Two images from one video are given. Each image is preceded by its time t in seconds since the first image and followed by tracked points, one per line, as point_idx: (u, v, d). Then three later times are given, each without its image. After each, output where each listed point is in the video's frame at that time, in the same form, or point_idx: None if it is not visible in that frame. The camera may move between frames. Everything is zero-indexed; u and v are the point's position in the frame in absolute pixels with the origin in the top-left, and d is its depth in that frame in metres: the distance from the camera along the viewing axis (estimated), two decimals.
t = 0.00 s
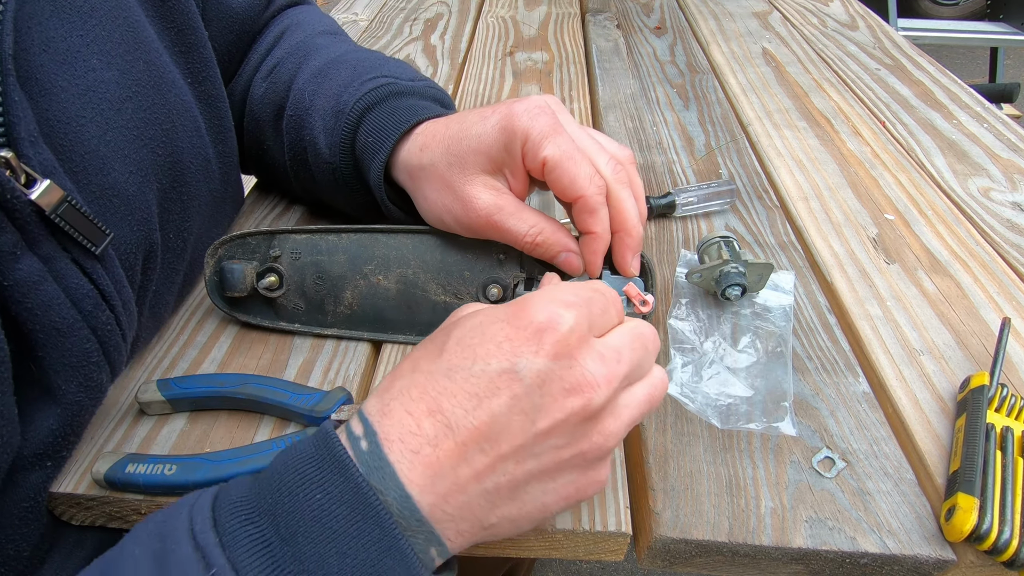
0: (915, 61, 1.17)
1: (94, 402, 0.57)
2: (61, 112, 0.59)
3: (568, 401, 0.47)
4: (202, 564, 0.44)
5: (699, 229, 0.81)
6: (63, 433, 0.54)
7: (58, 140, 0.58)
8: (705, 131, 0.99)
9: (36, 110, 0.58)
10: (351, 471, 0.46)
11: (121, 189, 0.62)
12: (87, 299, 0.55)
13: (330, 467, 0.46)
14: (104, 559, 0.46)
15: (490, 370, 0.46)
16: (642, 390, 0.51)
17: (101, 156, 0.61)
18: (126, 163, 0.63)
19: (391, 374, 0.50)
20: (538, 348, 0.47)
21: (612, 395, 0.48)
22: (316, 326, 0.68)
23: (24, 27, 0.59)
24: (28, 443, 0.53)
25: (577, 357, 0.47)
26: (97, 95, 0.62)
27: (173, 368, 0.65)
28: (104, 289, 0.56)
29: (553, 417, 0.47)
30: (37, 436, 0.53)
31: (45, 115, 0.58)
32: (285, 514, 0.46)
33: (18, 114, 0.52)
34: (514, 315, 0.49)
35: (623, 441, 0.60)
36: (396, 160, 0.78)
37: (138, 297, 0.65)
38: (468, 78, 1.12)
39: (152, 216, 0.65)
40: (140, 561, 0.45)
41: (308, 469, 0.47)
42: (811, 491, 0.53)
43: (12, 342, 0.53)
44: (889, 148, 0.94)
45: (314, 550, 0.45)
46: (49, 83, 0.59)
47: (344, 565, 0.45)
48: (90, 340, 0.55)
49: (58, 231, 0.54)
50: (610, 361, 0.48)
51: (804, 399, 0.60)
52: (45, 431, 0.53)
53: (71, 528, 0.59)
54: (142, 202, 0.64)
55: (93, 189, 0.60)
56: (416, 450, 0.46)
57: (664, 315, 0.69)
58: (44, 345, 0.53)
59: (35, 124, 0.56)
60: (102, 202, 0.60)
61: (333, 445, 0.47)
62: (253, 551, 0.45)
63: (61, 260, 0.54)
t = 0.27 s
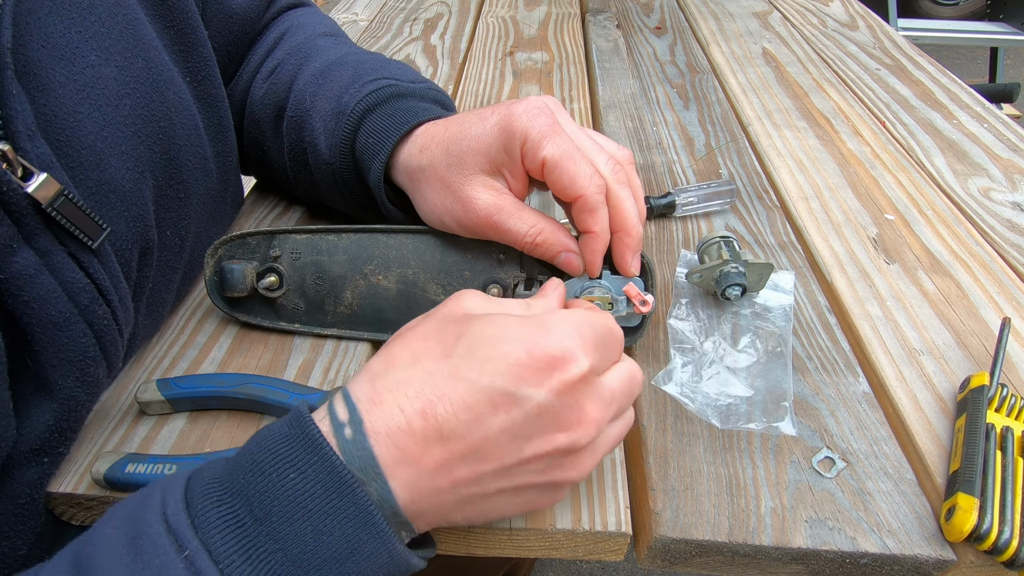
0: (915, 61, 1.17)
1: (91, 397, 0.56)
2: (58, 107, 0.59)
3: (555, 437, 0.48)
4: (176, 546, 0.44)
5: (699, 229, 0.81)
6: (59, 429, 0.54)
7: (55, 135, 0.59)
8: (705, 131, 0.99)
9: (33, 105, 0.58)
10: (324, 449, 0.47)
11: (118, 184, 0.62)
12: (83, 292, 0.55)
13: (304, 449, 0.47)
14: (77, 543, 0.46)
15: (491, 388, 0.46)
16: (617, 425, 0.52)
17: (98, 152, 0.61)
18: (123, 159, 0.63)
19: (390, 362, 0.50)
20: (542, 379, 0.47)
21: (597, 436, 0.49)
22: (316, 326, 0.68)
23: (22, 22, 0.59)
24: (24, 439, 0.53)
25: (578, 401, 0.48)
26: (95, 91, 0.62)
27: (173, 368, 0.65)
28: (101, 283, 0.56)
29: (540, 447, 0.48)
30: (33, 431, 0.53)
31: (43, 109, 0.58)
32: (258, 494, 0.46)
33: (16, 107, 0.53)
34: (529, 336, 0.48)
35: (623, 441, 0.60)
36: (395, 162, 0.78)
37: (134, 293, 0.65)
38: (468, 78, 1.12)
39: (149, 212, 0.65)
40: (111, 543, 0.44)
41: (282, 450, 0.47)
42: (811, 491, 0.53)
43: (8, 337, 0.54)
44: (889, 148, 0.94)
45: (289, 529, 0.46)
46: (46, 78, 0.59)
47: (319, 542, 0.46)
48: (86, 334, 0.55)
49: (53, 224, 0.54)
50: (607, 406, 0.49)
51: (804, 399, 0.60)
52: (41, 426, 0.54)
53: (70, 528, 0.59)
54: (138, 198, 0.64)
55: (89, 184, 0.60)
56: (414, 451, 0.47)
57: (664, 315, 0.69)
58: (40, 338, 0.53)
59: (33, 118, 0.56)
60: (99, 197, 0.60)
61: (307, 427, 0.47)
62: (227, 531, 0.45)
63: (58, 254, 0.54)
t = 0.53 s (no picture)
0: (915, 61, 1.17)
1: (86, 393, 0.56)
2: (51, 103, 0.59)
3: (550, 412, 0.49)
4: (166, 522, 0.45)
5: (699, 229, 0.81)
6: (55, 426, 0.54)
7: (50, 131, 0.58)
8: (705, 131, 0.99)
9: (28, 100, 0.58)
10: (314, 426, 0.47)
11: (112, 181, 0.62)
12: (78, 288, 0.55)
13: (295, 425, 0.47)
14: (65, 528, 0.46)
15: (487, 359, 0.48)
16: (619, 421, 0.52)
17: (93, 148, 0.61)
18: (117, 156, 0.63)
19: (388, 340, 0.52)
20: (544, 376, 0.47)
21: (591, 418, 0.50)
22: (316, 326, 0.68)
23: (17, 18, 0.59)
24: (21, 436, 0.53)
25: (571, 373, 0.50)
26: (90, 87, 0.62)
27: (173, 368, 0.65)
28: (95, 279, 0.56)
29: (536, 423, 0.49)
30: (29, 428, 0.53)
31: (37, 105, 0.58)
32: (249, 471, 0.46)
33: (11, 102, 0.53)
34: (523, 312, 0.51)
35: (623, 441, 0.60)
36: (394, 163, 0.78)
37: (129, 289, 0.65)
38: (468, 78, 1.12)
39: (143, 210, 0.65)
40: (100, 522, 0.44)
41: (273, 428, 0.47)
42: (811, 491, 0.53)
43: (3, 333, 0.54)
44: (889, 148, 0.94)
45: (280, 505, 0.46)
46: (41, 74, 0.59)
47: (311, 519, 0.46)
48: (82, 330, 0.55)
49: (47, 219, 0.54)
50: (601, 386, 0.51)
51: (804, 399, 0.60)
52: (37, 423, 0.53)
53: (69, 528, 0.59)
54: (132, 195, 0.64)
55: (84, 181, 0.60)
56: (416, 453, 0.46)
57: (664, 315, 0.69)
58: (35, 334, 0.53)
59: (28, 113, 0.56)
60: (93, 194, 0.60)
61: (297, 404, 0.48)
62: (217, 508, 0.46)
63: (52, 249, 0.54)
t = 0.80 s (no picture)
0: (915, 61, 1.17)
1: (84, 393, 0.56)
2: (48, 102, 0.59)
3: (546, 373, 0.50)
4: (169, 493, 0.45)
5: (699, 229, 0.81)
6: (54, 426, 0.54)
7: (46, 129, 0.59)
8: (705, 131, 0.99)
9: (25, 99, 0.58)
10: (316, 399, 0.47)
11: (109, 180, 0.62)
12: (75, 287, 0.55)
13: (297, 399, 0.47)
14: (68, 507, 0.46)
15: (480, 320, 0.51)
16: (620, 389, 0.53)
17: (90, 147, 0.61)
18: (115, 154, 0.63)
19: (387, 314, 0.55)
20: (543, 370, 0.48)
21: (587, 370, 0.51)
22: (316, 326, 0.68)
23: (14, 17, 0.59)
24: (19, 436, 0.53)
25: (563, 326, 0.51)
26: (88, 85, 0.62)
27: (173, 368, 0.65)
28: (93, 277, 0.56)
29: (531, 375, 0.50)
30: (28, 427, 0.53)
31: (34, 104, 0.58)
32: (252, 443, 0.47)
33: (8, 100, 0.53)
34: (512, 278, 0.54)
35: (623, 441, 0.60)
36: (394, 164, 0.78)
37: (126, 288, 0.65)
38: (468, 78, 1.12)
39: (141, 208, 0.65)
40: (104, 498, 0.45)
41: (275, 402, 0.47)
42: (811, 491, 0.53)
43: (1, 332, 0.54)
44: (889, 148, 0.94)
45: (283, 476, 0.46)
46: (38, 73, 0.59)
47: (314, 490, 0.46)
48: (79, 328, 0.55)
49: (44, 217, 0.54)
50: (593, 341, 0.52)
51: (804, 400, 0.60)
52: (36, 423, 0.53)
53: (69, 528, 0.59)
54: (130, 194, 0.64)
55: (80, 179, 0.60)
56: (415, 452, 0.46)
57: (664, 315, 0.69)
58: (33, 333, 0.53)
59: (26, 112, 0.57)
60: (90, 192, 0.61)
61: (299, 379, 0.48)
62: (220, 478, 0.45)
63: (49, 247, 0.54)
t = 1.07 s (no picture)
0: (915, 61, 1.17)
1: (82, 392, 0.56)
2: (47, 101, 0.59)
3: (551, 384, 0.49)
4: (174, 515, 0.44)
5: (699, 229, 0.81)
6: (53, 425, 0.54)
7: (45, 128, 0.59)
8: (705, 131, 0.99)
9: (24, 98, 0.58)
10: (324, 419, 0.47)
11: (108, 179, 0.62)
12: (73, 286, 0.55)
13: (304, 419, 0.48)
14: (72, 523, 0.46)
15: (487, 345, 0.49)
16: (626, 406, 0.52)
17: (89, 146, 0.61)
18: (114, 154, 0.63)
19: (389, 334, 0.53)
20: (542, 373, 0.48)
21: (598, 399, 0.50)
22: (316, 326, 0.68)
23: (13, 17, 0.59)
24: (18, 436, 0.53)
25: (575, 355, 0.50)
26: (87, 85, 0.62)
27: (173, 368, 0.65)
28: (91, 276, 0.56)
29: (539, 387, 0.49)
30: (27, 427, 0.54)
31: (33, 103, 0.58)
32: (258, 464, 0.47)
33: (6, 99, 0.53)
34: (521, 298, 0.52)
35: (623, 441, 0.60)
36: (394, 164, 0.78)
37: (125, 288, 0.65)
38: (468, 78, 1.12)
39: (139, 207, 0.65)
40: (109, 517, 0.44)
41: (281, 421, 0.47)
42: (811, 491, 0.53)
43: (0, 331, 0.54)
44: (889, 148, 0.94)
45: (289, 499, 0.46)
46: (37, 72, 0.59)
47: (320, 513, 0.46)
48: (77, 327, 0.55)
49: (42, 216, 0.54)
50: (604, 367, 0.51)
51: (804, 400, 0.60)
52: (34, 422, 0.53)
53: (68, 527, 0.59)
54: (129, 193, 0.64)
55: (79, 178, 0.60)
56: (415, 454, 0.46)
57: (664, 315, 0.69)
58: (30, 332, 0.53)
59: (25, 111, 0.57)
60: (88, 191, 0.61)
61: (306, 399, 0.48)
62: (225, 501, 0.45)
63: (47, 246, 0.54)
